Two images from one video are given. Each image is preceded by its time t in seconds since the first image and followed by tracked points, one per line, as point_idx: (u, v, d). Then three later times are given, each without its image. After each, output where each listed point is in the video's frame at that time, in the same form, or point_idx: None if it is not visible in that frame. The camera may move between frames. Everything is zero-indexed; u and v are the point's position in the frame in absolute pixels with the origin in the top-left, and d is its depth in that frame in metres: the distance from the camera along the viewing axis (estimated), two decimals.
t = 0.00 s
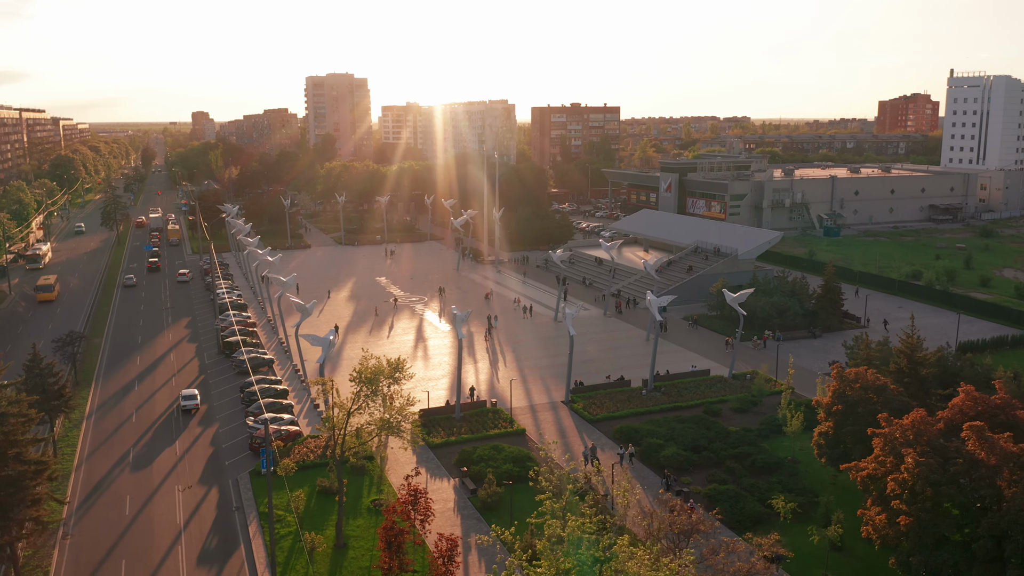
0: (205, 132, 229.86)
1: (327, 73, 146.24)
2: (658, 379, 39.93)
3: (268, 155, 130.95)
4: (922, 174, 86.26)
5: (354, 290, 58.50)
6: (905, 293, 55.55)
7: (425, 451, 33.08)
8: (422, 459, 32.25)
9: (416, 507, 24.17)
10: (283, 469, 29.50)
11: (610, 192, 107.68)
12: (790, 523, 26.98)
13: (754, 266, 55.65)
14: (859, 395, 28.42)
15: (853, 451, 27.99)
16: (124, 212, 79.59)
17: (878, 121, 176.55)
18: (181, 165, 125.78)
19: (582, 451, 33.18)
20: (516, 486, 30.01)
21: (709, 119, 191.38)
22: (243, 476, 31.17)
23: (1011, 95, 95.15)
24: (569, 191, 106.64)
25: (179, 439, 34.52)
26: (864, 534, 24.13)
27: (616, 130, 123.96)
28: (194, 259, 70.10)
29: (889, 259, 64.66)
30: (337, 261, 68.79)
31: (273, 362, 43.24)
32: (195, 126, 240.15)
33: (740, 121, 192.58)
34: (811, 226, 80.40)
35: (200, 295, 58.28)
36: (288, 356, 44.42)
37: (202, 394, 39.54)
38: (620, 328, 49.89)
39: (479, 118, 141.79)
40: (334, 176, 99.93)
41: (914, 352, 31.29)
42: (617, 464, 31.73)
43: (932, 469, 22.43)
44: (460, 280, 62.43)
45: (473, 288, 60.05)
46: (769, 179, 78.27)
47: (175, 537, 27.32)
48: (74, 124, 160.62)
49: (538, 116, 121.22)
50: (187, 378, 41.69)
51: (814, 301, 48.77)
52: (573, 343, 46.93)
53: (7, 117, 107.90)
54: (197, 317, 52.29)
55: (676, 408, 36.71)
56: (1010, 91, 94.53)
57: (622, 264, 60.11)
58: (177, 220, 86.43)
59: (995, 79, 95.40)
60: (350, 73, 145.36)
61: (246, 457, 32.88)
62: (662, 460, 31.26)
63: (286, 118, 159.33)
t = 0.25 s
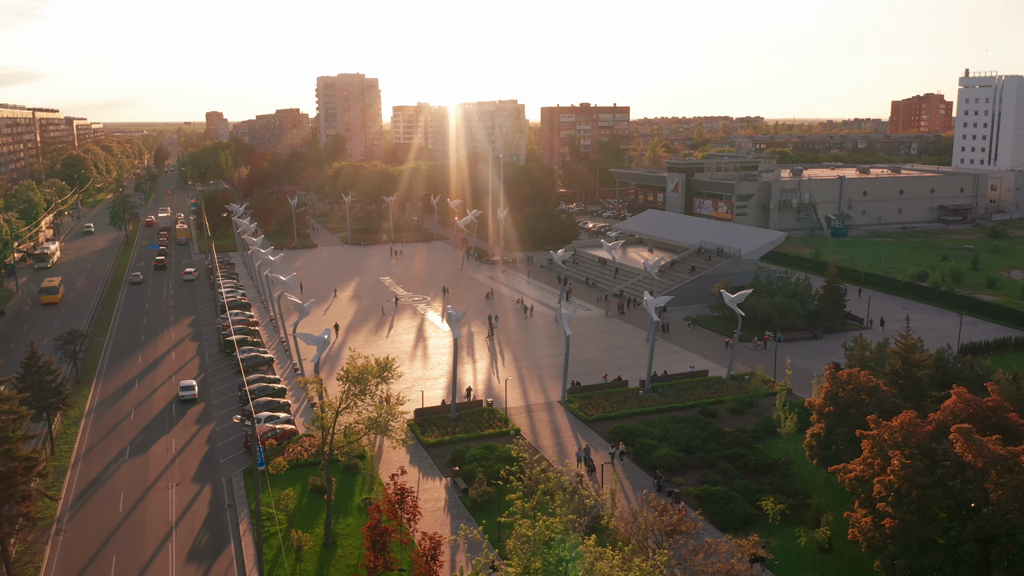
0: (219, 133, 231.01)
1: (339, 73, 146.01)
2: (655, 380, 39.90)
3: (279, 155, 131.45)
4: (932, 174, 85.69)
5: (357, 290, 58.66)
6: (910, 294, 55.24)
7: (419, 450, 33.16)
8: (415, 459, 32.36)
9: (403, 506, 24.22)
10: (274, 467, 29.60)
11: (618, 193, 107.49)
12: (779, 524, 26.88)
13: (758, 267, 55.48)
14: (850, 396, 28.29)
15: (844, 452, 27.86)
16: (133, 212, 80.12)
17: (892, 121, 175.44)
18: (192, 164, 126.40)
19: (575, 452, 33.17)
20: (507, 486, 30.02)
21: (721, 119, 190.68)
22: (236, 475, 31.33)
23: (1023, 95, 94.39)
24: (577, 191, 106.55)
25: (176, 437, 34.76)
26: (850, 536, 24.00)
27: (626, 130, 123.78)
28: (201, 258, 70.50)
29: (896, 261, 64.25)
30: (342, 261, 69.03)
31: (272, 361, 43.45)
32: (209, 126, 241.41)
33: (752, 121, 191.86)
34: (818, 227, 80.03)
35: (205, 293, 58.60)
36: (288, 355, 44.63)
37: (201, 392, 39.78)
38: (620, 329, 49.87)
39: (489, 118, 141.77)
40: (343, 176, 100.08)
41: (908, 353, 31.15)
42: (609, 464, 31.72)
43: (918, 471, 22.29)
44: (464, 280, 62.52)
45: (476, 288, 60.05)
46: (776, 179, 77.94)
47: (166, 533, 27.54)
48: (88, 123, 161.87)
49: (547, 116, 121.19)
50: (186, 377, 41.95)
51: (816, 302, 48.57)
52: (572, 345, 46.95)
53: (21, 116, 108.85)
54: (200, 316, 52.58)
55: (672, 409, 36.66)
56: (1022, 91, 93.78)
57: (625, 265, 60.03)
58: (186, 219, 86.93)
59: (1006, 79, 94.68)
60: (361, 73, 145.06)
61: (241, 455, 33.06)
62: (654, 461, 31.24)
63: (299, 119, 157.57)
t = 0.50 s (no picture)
0: (234, 133, 232.31)
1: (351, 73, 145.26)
2: (652, 381, 39.84)
3: (291, 154, 132.06)
4: (943, 175, 85.01)
5: (361, 289, 58.86)
6: (915, 295, 54.88)
7: (412, 450, 33.25)
8: (406, 458, 32.45)
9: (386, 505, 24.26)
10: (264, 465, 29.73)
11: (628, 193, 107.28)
12: (765, 525, 26.84)
13: (761, 268, 55.29)
14: (841, 398, 28.12)
15: (834, 453, 27.67)
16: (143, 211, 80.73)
17: (907, 121, 174.23)
18: (205, 163, 127.14)
19: (567, 451, 33.14)
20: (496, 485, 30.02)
21: (735, 118, 189.96)
22: (228, 472, 31.52)
23: None
24: (586, 191, 106.47)
25: (172, 434, 35.02)
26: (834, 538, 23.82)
27: (637, 130, 123.57)
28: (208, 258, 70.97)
29: (902, 262, 63.86)
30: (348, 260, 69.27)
31: (272, 360, 43.67)
32: (225, 126, 242.85)
33: (766, 121, 191.02)
34: (827, 227, 79.61)
35: (210, 292, 58.96)
36: (287, 354, 44.84)
37: (199, 390, 40.04)
38: (621, 330, 49.80)
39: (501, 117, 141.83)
40: (352, 176, 100.18)
41: (902, 354, 30.96)
42: (603, 464, 31.68)
43: (901, 474, 22.10)
44: (467, 280, 62.59)
45: (480, 289, 60.07)
46: (784, 180, 77.59)
47: (156, 530, 27.77)
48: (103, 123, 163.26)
49: (558, 116, 121.17)
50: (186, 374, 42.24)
51: (818, 303, 48.34)
52: (572, 345, 46.97)
53: (35, 116, 109.98)
54: (204, 314, 52.92)
55: (666, 409, 36.60)
56: None
57: (628, 265, 59.94)
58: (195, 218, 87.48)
59: (1020, 79, 93.85)
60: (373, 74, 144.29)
61: (235, 453, 33.24)
62: (644, 461, 31.20)
63: (313, 119, 157.40)
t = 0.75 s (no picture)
0: (247, 132, 233.24)
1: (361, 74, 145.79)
2: (649, 381, 39.80)
3: (301, 154, 132.47)
4: (952, 175, 84.43)
5: (363, 289, 59.02)
6: (920, 296, 54.59)
7: (405, 449, 33.31)
8: (399, 458, 32.52)
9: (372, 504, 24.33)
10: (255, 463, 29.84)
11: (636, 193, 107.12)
12: (753, 527, 26.76)
13: (764, 269, 55.14)
14: (832, 399, 27.98)
15: (824, 454, 27.52)
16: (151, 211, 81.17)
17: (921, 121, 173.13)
18: (216, 163, 127.77)
19: (560, 452, 33.13)
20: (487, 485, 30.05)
21: (747, 118, 189.17)
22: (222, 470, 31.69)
23: None
24: (594, 192, 106.38)
25: (168, 432, 35.26)
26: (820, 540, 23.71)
27: (646, 130, 123.37)
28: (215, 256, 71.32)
29: (909, 263, 63.45)
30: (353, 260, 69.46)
31: (271, 359, 43.86)
32: (238, 125, 243.92)
33: (779, 121, 190.27)
34: (834, 228, 79.21)
35: (214, 291, 59.25)
36: (287, 353, 45.02)
37: (198, 388, 40.29)
38: (622, 330, 49.73)
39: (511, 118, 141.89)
40: (360, 176, 100.38)
41: (896, 356, 30.80)
42: (594, 465, 31.64)
43: (886, 476, 21.98)
44: (471, 280, 62.62)
45: (483, 288, 60.12)
46: (791, 180, 77.24)
47: (146, 527, 27.96)
48: (116, 122, 164.33)
49: (567, 116, 121.13)
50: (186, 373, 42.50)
51: (819, 304, 48.15)
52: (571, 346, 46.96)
53: (47, 116, 110.82)
54: (207, 313, 53.20)
55: (661, 410, 36.54)
56: None
57: (631, 265, 59.86)
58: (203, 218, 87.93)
59: None
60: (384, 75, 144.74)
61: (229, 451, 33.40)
62: (636, 462, 31.16)
63: (324, 119, 157.53)
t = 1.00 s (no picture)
0: (261, 133, 234.39)
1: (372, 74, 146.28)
2: (646, 382, 39.73)
3: (312, 154, 132.93)
4: (962, 176, 83.82)
5: (367, 288, 59.14)
6: (924, 297, 54.25)
7: (398, 448, 33.42)
8: (391, 457, 32.61)
9: (358, 503, 24.53)
10: (247, 461, 29.93)
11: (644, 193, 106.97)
12: (741, 529, 26.69)
13: (768, 269, 55.00)
14: (822, 400, 27.84)
15: (814, 456, 27.40)
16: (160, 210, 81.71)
17: (934, 121, 171.94)
18: (227, 163, 128.43)
19: (553, 452, 33.07)
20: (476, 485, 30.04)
21: (759, 118, 188.44)
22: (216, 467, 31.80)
23: None
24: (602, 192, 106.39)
25: (164, 430, 35.47)
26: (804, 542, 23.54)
27: (656, 130, 123.18)
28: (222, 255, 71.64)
29: (915, 264, 63.02)
30: (360, 260, 69.63)
31: (271, 357, 44.03)
32: (252, 125, 245.08)
33: (791, 121, 189.48)
34: (842, 229, 78.83)
35: (219, 289, 59.52)
36: (286, 352, 45.23)
37: (196, 387, 40.49)
38: (622, 331, 49.69)
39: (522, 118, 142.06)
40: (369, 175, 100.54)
41: (889, 358, 30.63)
42: (586, 465, 31.63)
43: (869, 477, 21.84)
44: (474, 279, 62.62)
45: (486, 288, 60.17)
46: (798, 180, 76.90)
47: (138, 523, 28.16)
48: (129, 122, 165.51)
49: (576, 116, 121.11)
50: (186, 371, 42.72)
51: (820, 304, 47.92)
52: (570, 348, 46.98)
53: (60, 116, 111.76)
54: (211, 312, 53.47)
55: (656, 411, 36.50)
56: None
57: (634, 266, 59.77)
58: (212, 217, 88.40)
59: None
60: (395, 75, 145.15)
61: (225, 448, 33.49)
62: (628, 462, 31.10)
63: (335, 119, 157.74)
